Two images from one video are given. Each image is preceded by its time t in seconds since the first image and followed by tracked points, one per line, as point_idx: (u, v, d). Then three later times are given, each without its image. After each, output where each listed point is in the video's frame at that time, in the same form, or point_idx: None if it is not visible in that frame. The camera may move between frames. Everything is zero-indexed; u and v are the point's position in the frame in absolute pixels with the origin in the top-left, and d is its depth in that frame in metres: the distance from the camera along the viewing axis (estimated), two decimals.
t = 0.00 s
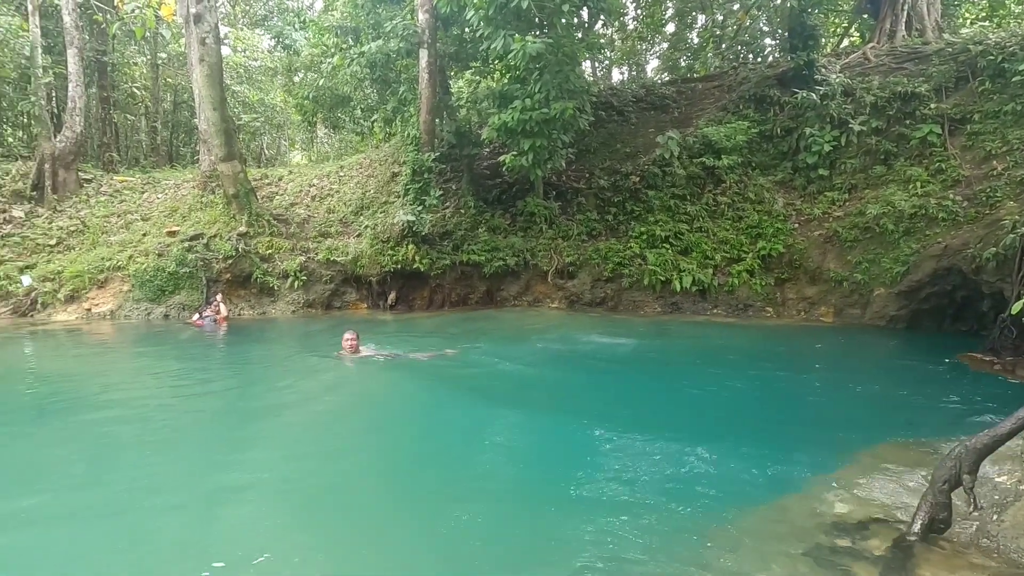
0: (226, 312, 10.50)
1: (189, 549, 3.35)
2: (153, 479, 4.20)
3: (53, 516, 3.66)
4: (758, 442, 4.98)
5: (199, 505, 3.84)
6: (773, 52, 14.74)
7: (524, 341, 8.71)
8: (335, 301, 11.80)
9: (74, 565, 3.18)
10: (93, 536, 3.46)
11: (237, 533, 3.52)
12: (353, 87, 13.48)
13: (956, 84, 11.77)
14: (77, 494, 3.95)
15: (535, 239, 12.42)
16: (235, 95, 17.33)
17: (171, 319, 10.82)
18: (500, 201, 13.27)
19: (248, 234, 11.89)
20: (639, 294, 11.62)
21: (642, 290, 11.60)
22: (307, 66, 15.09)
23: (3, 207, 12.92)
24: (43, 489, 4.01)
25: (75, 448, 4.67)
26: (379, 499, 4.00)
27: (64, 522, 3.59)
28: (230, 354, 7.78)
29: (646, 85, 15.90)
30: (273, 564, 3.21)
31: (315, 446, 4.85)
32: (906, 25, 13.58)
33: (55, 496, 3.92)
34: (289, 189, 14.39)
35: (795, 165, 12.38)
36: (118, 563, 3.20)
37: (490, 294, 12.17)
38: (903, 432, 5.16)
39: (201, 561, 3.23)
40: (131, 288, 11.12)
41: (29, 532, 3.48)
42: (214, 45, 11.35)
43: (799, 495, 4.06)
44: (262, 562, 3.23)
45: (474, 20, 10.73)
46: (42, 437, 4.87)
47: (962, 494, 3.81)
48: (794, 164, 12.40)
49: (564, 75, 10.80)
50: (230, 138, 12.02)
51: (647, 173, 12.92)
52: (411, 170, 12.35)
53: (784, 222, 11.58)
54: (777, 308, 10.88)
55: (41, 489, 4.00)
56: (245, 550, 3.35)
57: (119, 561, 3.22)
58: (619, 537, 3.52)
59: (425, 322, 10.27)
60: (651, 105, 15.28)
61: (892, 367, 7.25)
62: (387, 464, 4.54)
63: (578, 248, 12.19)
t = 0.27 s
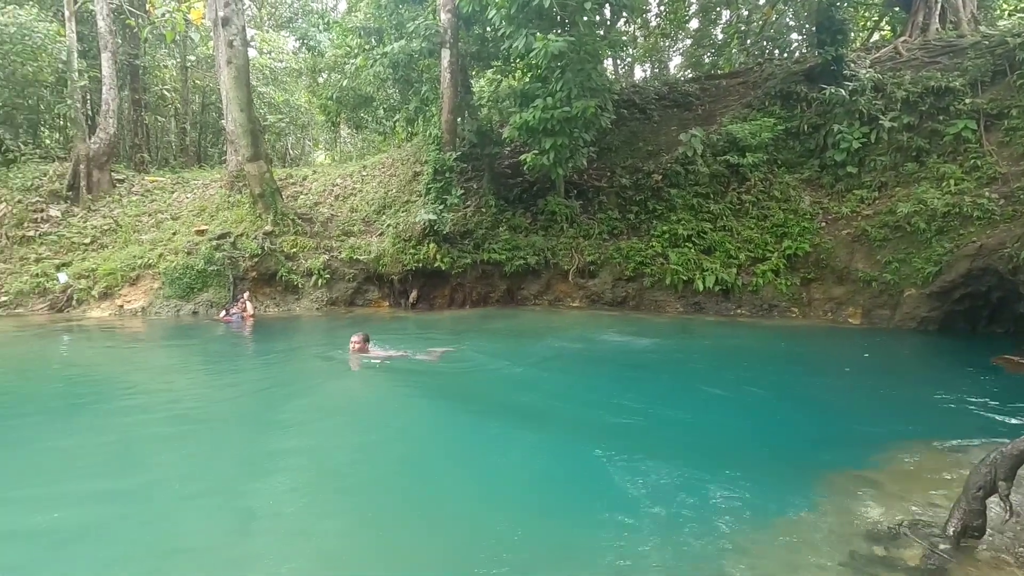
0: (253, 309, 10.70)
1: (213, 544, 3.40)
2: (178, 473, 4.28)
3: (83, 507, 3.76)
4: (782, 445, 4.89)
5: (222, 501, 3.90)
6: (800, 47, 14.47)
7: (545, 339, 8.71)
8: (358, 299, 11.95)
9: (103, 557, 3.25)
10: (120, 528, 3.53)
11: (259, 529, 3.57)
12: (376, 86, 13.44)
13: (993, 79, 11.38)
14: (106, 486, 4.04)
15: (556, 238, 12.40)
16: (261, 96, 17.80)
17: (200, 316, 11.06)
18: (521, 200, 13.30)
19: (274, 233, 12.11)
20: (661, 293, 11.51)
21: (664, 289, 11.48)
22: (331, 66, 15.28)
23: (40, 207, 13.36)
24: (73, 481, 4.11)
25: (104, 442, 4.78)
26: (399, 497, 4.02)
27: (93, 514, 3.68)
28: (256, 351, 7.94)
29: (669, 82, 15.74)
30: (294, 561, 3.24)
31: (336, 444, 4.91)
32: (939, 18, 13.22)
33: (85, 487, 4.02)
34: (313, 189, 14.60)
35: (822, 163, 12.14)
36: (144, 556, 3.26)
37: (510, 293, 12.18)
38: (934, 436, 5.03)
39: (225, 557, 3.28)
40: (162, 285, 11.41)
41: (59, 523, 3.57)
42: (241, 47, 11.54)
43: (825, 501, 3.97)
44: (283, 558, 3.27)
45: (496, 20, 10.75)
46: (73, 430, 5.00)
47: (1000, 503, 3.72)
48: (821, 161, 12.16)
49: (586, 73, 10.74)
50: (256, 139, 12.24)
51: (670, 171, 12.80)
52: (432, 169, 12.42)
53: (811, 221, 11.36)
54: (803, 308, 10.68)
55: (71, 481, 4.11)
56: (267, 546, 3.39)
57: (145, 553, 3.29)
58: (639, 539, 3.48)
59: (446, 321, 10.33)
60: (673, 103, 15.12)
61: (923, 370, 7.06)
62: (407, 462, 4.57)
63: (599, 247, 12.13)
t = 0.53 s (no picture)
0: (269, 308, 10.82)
1: (225, 541, 3.43)
2: (191, 470, 4.32)
3: (98, 503, 3.81)
4: (796, 447, 4.83)
5: (234, 498, 3.94)
6: (818, 44, 14.30)
7: (557, 339, 8.69)
8: (372, 297, 12.03)
9: (117, 552, 3.29)
10: (134, 524, 3.57)
11: (270, 527, 3.59)
12: (390, 86, 13.58)
13: (1017, 74, 11.14)
14: (120, 482, 4.10)
15: (569, 237, 12.37)
16: (277, 96, 17.98)
17: (217, 314, 11.22)
18: (535, 199, 13.30)
19: (289, 232, 12.24)
20: (674, 293, 11.43)
21: (678, 289, 11.40)
22: (346, 67, 15.41)
23: (63, 206, 13.63)
24: (89, 476, 4.17)
25: (120, 438, 4.85)
26: (409, 495, 4.03)
27: (108, 510, 3.73)
28: (272, 349, 8.03)
29: (684, 80, 15.62)
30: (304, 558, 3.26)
31: (347, 442, 4.93)
32: (962, 14, 12.98)
33: (100, 483, 4.07)
34: (328, 188, 14.73)
35: (840, 161, 11.97)
36: (157, 552, 3.30)
37: (523, 292, 12.17)
38: (953, 438, 4.95)
39: (237, 553, 3.30)
40: (180, 283, 11.59)
41: (75, 518, 3.62)
42: (258, 48, 11.67)
43: (840, 504, 3.91)
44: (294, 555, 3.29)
45: (510, 19, 10.76)
46: (90, 426, 5.08)
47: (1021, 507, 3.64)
48: (839, 159, 11.99)
49: (600, 72, 10.71)
50: (273, 139, 12.33)
51: (685, 170, 12.70)
52: (446, 169, 12.47)
53: (828, 220, 11.20)
54: (819, 308, 10.54)
55: (88, 476, 4.17)
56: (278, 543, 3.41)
57: (158, 549, 3.32)
58: (649, 541, 3.45)
59: (458, 320, 10.36)
60: (688, 101, 15.01)
61: (943, 372, 6.94)
62: (416, 461, 4.58)
63: (612, 246, 12.08)
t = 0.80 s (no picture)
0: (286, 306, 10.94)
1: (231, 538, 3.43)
2: (201, 466, 4.34)
3: (108, 500, 3.83)
4: (812, 450, 4.73)
5: (242, 494, 3.94)
6: (839, 40, 14.09)
7: (571, 339, 8.66)
8: (387, 296, 12.10)
9: (125, 549, 3.30)
10: (143, 521, 3.58)
11: (276, 523, 3.58)
12: (406, 86, 13.67)
13: None
14: (131, 478, 4.12)
15: (584, 237, 12.33)
16: (295, 97, 18.19)
17: (236, 312, 11.37)
18: (550, 198, 13.28)
19: (306, 231, 12.37)
20: (691, 293, 11.33)
21: (695, 289, 11.29)
22: (363, 67, 15.53)
23: (87, 206, 13.93)
24: (101, 472, 4.21)
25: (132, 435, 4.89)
26: (416, 491, 4.01)
27: (118, 507, 3.75)
28: (289, 347, 8.12)
29: (701, 78, 15.48)
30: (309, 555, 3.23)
31: (355, 438, 4.92)
32: (988, 8, 12.72)
33: (111, 480, 4.10)
34: (344, 188, 14.85)
35: (861, 159, 11.78)
36: (165, 548, 3.30)
37: (538, 291, 12.16)
38: (978, 443, 4.83)
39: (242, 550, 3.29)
40: (200, 282, 11.76)
41: (86, 515, 3.64)
42: (277, 49, 11.81)
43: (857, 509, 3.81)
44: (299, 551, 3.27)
45: (525, 18, 10.74)
46: (104, 423, 5.14)
47: None
48: (860, 158, 11.80)
49: (616, 70, 10.65)
50: (291, 139, 12.50)
51: (702, 169, 12.58)
52: (461, 168, 12.50)
53: (849, 219, 11.02)
54: (839, 309, 10.38)
55: (99, 472, 4.20)
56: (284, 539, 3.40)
57: (165, 546, 3.33)
58: (663, 541, 3.41)
59: (473, 319, 10.39)
60: (706, 99, 14.88)
61: (967, 374, 6.78)
62: (424, 457, 4.56)
63: (628, 246, 12.02)
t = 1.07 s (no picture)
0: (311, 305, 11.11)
1: (249, 539, 3.44)
2: (220, 465, 4.37)
3: (130, 498, 3.87)
4: (838, 457, 4.59)
5: (259, 495, 3.95)
6: (870, 34, 13.78)
7: (591, 338, 8.62)
8: (410, 295, 12.21)
9: (145, 549, 3.33)
10: (163, 520, 3.61)
11: (293, 525, 3.58)
12: (430, 87, 13.77)
13: None
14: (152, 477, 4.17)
15: (606, 236, 12.25)
16: (320, 99, 18.47)
17: (263, 310, 11.59)
18: (572, 198, 13.24)
19: (331, 231, 12.54)
20: (715, 293, 11.18)
21: (719, 289, 11.15)
22: (386, 68, 15.71)
23: (121, 206, 14.35)
24: (123, 470, 4.26)
25: (156, 432, 4.97)
26: (432, 493, 4.00)
27: (138, 505, 3.78)
28: (314, 345, 8.25)
29: (726, 75, 15.28)
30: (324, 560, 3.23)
31: (372, 439, 4.92)
32: None
33: (133, 478, 4.14)
34: (368, 188, 15.02)
35: (893, 157, 11.48)
36: (186, 545, 3.35)
37: (560, 291, 12.14)
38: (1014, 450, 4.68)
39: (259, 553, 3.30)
40: (229, 280, 12.03)
41: (108, 512, 3.69)
42: (303, 52, 12.00)
43: (888, 523, 3.68)
44: (315, 556, 3.26)
45: (548, 17, 10.71)
46: (129, 420, 5.23)
47: None
48: (891, 155, 11.50)
49: (640, 69, 10.56)
50: (316, 140, 12.70)
51: (727, 167, 12.41)
52: (483, 168, 12.53)
53: (879, 218, 10.75)
54: (869, 311, 10.14)
55: (122, 470, 4.26)
56: (301, 543, 3.39)
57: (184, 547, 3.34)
58: (685, 546, 3.39)
59: (495, 318, 10.41)
60: (731, 97, 14.68)
61: (1003, 379, 6.57)
62: (440, 459, 4.54)
63: (651, 245, 11.91)
